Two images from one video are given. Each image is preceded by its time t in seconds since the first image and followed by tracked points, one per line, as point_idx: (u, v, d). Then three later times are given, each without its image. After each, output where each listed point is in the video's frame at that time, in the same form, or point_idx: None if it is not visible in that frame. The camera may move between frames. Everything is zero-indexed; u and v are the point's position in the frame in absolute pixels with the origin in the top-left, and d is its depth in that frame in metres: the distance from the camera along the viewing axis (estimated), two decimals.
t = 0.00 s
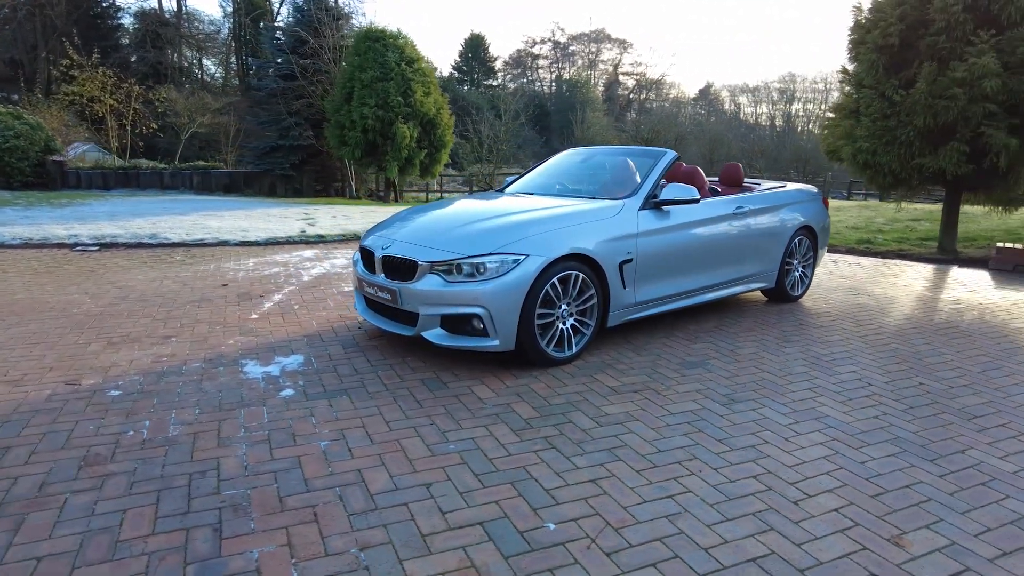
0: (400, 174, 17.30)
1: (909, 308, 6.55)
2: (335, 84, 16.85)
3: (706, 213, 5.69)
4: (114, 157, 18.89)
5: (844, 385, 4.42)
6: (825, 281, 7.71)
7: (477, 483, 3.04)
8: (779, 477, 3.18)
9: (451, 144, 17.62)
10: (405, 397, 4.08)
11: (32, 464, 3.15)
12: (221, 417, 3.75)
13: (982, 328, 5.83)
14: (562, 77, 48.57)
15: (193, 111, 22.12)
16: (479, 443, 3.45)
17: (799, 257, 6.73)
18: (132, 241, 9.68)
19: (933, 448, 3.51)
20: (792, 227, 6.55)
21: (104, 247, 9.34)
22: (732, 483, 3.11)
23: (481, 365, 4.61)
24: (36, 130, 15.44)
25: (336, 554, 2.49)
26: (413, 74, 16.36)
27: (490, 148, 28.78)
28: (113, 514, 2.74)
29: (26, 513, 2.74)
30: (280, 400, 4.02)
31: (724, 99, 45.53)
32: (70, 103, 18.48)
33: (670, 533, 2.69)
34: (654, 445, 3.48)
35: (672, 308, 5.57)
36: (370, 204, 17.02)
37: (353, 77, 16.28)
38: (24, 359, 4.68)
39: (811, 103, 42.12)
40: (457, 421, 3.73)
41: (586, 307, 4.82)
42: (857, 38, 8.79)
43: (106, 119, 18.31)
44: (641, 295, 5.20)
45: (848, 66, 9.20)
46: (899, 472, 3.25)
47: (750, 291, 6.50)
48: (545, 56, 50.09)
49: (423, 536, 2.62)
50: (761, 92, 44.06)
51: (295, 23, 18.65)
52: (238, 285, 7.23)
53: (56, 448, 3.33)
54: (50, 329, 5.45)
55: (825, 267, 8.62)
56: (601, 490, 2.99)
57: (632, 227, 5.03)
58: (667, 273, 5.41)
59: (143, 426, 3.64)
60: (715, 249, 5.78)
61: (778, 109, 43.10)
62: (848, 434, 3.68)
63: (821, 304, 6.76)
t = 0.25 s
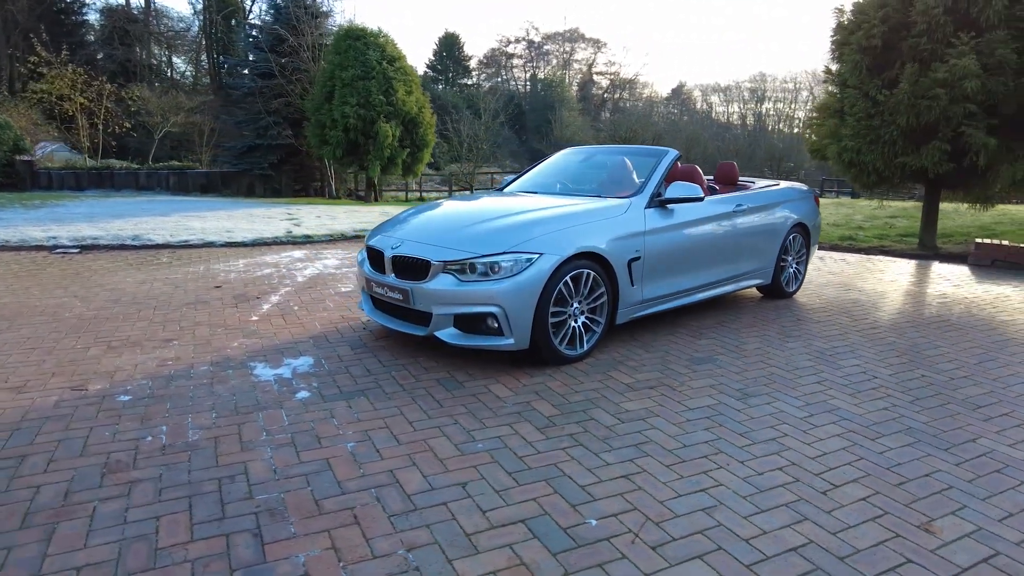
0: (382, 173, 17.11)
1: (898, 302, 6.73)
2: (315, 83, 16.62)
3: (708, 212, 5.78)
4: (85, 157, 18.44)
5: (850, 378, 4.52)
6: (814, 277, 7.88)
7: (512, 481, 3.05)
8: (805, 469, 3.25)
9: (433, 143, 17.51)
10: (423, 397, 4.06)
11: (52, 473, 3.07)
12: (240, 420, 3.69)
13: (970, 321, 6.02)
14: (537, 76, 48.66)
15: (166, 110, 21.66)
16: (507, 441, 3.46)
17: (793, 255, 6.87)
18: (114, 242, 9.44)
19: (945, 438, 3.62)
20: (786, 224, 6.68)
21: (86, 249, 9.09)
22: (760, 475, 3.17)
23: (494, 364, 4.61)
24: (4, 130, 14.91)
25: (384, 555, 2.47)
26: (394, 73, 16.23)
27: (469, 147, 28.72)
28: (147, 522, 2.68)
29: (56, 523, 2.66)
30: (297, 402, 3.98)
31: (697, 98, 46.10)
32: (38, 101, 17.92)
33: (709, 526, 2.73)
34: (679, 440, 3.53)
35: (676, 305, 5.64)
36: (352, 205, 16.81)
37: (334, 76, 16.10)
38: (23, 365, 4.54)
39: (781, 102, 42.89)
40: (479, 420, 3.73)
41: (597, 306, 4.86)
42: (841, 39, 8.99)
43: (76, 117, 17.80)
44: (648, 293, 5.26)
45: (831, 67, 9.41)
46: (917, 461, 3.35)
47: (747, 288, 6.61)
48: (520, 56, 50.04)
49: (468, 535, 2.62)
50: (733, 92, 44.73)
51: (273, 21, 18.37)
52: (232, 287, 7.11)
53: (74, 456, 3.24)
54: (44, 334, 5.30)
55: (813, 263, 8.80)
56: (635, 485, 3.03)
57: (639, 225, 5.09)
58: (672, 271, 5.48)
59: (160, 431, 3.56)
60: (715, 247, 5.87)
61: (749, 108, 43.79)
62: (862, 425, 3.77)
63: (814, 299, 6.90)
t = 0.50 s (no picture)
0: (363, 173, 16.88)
1: (889, 299, 6.93)
2: (294, 82, 16.39)
3: (711, 211, 5.87)
4: (52, 157, 17.89)
5: (859, 373, 4.65)
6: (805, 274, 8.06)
7: (555, 482, 3.07)
8: (835, 463, 3.34)
9: (415, 143, 17.33)
10: (448, 400, 4.05)
11: (83, 485, 2.98)
12: (266, 427, 3.63)
13: (960, 315, 6.23)
14: (509, 75, 48.68)
15: (136, 108, 21.12)
16: (541, 443, 3.48)
17: (789, 253, 7.01)
18: (95, 245, 9.17)
19: (961, 430, 3.75)
20: (782, 223, 6.81)
21: (66, 252, 8.82)
22: (793, 470, 3.25)
23: (512, 366, 4.62)
24: None
25: (445, 560, 2.47)
26: (374, 71, 16.06)
27: (445, 146, 28.60)
28: (193, 534, 2.62)
29: (98, 537, 2.60)
30: (320, 407, 3.93)
31: (667, 97, 46.65)
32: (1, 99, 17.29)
33: (755, 521, 2.80)
34: (709, 437, 3.60)
35: (682, 304, 5.72)
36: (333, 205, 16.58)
37: (313, 74, 15.88)
38: (27, 374, 4.40)
39: (749, 101, 43.61)
40: (509, 422, 3.73)
41: (611, 306, 4.90)
42: (824, 41, 9.19)
43: (43, 116, 17.22)
44: (658, 293, 5.32)
45: (815, 69, 9.61)
46: (939, 453, 3.46)
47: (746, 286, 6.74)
48: (492, 54, 49.86)
49: (523, 537, 2.63)
50: (702, 92, 45.39)
51: (248, 18, 18.04)
52: (228, 290, 6.98)
53: (102, 467, 3.16)
54: (42, 341, 5.13)
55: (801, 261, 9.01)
56: (676, 484, 3.08)
57: (650, 226, 5.15)
58: (679, 270, 5.55)
59: (186, 439, 3.48)
60: (719, 246, 5.97)
61: (719, 107, 44.48)
62: (880, 418, 3.89)
63: (808, 296, 7.06)
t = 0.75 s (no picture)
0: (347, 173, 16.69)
1: (880, 296, 7.11)
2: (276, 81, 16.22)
3: (713, 211, 5.96)
4: (25, 157, 17.43)
5: (864, 369, 4.76)
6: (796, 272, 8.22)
7: (587, 481, 3.09)
8: (855, 456, 3.43)
9: (399, 142, 17.19)
10: (467, 401, 4.06)
11: (110, 495, 2.92)
12: (288, 431, 3.59)
13: (951, 311, 6.41)
14: (487, 74, 48.67)
15: (111, 107, 20.69)
16: (567, 442, 3.50)
17: (784, 251, 7.15)
18: (80, 248, 8.96)
19: (969, 423, 3.86)
20: (778, 223, 6.93)
21: (51, 255, 8.61)
22: (816, 465, 3.33)
23: (526, 367, 4.64)
24: None
25: (492, 561, 2.48)
26: (359, 71, 15.94)
27: (425, 146, 28.50)
28: (232, 541, 2.59)
29: (135, 547, 2.55)
30: (340, 411, 3.90)
31: (644, 97, 47.06)
32: None
33: (788, 515, 2.86)
34: (730, 434, 3.66)
35: (686, 303, 5.80)
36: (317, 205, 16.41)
37: (297, 73, 15.73)
38: (32, 381, 4.30)
39: (725, 100, 44.18)
40: (532, 423, 3.75)
41: (621, 305, 4.95)
42: (811, 42, 9.36)
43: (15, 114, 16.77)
44: (664, 292, 5.39)
45: (802, 70, 9.79)
46: (952, 445, 3.57)
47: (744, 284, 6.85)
48: (469, 54, 49.70)
49: (565, 536, 2.65)
50: (678, 91, 45.88)
51: (228, 16, 17.83)
52: (225, 292, 6.88)
53: (126, 475, 3.10)
54: (41, 347, 5.02)
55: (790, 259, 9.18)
56: (706, 481, 3.13)
57: (657, 226, 5.22)
58: (684, 270, 5.63)
59: (208, 445, 3.44)
60: (720, 246, 6.06)
61: (694, 107, 45.01)
62: (891, 412, 3.99)
63: (803, 294, 7.20)
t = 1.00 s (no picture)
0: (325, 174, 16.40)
1: (866, 292, 7.32)
2: (253, 81, 15.96)
3: (711, 210, 6.08)
4: None
5: (865, 362, 4.90)
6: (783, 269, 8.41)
7: (621, 477, 3.14)
8: (872, 446, 3.53)
9: (378, 143, 16.97)
10: (486, 401, 4.07)
11: (142, 504, 2.85)
12: (312, 434, 3.55)
13: (935, 305, 6.64)
14: (458, 74, 48.50)
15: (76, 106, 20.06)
16: (594, 439, 3.55)
17: (775, 249, 7.32)
18: (57, 252, 8.67)
19: (972, 412, 4.01)
20: (769, 221, 7.08)
21: (27, 259, 8.32)
22: (836, 454, 3.43)
23: (540, 366, 4.67)
24: None
25: (543, 558, 2.51)
26: (337, 70, 15.76)
27: (399, 146, 28.29)
28: (278, 547, 2.56)
29: (179, 556, 2.50)
30: (360, 413, 3.88)
31: (614, 97, 47.44)
32: None
33: (819, 504, 2.94)
34: (749, 428, 3.74)
35: (687, 300, 5.91)
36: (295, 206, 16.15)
37: (274, 73, 15.49)
38: (34, 390, 4.17)
39: (694, 100, 44.81)
40: (555, 421, 3.78)
41: (629, 303, 5.02)
42: (793, 44, 9.59)
43: None
44: (669, 290, 5.48)
45: (782, 71, 10.02)
46: (960, 434, 3.70)
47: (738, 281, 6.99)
48: (440, 53, 49.44)
49: (610, 532, 2.69)
50: (648, 91, 46.36)
51: (202, 14, 17.57)
52: (218, 296, 6.76)
53: (154, 483, 3.04)
54: (36, 354, 4.86)
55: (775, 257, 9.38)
56: (735, 473, 3.20)
57: (660, 225, 5.30)
58: (686, 267, 5.73)
59: (234, 451, 3.38)
60: (717, 244, 6.19)
61: (664, 107, 45.52)
62: (898, 404, 4.12)
63: (792, 291, 7.39)
